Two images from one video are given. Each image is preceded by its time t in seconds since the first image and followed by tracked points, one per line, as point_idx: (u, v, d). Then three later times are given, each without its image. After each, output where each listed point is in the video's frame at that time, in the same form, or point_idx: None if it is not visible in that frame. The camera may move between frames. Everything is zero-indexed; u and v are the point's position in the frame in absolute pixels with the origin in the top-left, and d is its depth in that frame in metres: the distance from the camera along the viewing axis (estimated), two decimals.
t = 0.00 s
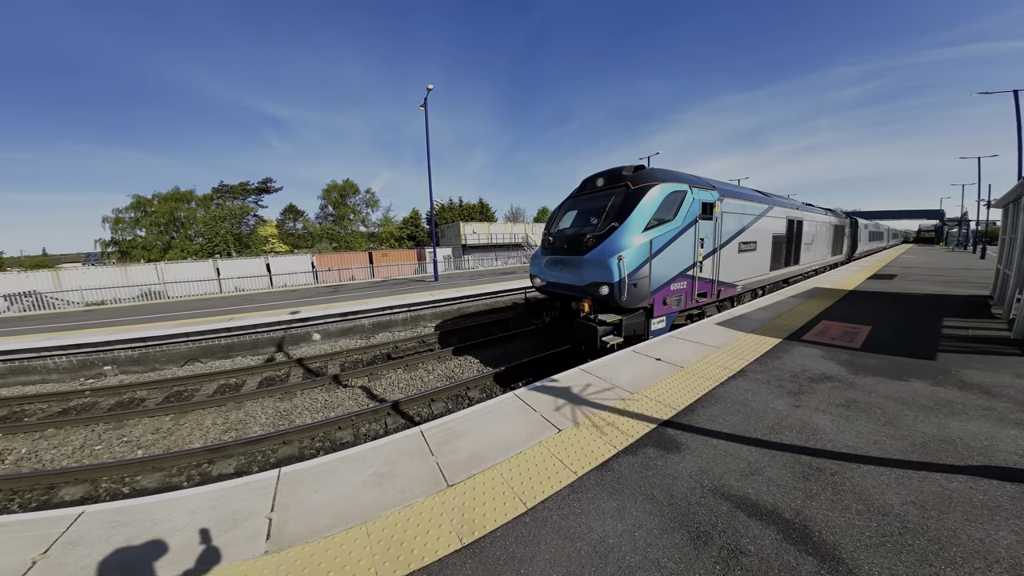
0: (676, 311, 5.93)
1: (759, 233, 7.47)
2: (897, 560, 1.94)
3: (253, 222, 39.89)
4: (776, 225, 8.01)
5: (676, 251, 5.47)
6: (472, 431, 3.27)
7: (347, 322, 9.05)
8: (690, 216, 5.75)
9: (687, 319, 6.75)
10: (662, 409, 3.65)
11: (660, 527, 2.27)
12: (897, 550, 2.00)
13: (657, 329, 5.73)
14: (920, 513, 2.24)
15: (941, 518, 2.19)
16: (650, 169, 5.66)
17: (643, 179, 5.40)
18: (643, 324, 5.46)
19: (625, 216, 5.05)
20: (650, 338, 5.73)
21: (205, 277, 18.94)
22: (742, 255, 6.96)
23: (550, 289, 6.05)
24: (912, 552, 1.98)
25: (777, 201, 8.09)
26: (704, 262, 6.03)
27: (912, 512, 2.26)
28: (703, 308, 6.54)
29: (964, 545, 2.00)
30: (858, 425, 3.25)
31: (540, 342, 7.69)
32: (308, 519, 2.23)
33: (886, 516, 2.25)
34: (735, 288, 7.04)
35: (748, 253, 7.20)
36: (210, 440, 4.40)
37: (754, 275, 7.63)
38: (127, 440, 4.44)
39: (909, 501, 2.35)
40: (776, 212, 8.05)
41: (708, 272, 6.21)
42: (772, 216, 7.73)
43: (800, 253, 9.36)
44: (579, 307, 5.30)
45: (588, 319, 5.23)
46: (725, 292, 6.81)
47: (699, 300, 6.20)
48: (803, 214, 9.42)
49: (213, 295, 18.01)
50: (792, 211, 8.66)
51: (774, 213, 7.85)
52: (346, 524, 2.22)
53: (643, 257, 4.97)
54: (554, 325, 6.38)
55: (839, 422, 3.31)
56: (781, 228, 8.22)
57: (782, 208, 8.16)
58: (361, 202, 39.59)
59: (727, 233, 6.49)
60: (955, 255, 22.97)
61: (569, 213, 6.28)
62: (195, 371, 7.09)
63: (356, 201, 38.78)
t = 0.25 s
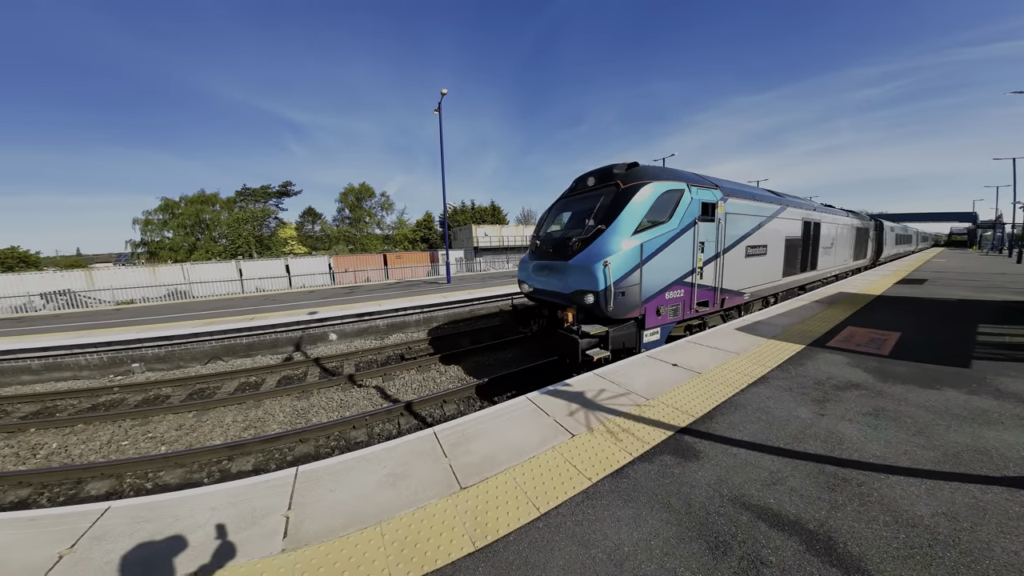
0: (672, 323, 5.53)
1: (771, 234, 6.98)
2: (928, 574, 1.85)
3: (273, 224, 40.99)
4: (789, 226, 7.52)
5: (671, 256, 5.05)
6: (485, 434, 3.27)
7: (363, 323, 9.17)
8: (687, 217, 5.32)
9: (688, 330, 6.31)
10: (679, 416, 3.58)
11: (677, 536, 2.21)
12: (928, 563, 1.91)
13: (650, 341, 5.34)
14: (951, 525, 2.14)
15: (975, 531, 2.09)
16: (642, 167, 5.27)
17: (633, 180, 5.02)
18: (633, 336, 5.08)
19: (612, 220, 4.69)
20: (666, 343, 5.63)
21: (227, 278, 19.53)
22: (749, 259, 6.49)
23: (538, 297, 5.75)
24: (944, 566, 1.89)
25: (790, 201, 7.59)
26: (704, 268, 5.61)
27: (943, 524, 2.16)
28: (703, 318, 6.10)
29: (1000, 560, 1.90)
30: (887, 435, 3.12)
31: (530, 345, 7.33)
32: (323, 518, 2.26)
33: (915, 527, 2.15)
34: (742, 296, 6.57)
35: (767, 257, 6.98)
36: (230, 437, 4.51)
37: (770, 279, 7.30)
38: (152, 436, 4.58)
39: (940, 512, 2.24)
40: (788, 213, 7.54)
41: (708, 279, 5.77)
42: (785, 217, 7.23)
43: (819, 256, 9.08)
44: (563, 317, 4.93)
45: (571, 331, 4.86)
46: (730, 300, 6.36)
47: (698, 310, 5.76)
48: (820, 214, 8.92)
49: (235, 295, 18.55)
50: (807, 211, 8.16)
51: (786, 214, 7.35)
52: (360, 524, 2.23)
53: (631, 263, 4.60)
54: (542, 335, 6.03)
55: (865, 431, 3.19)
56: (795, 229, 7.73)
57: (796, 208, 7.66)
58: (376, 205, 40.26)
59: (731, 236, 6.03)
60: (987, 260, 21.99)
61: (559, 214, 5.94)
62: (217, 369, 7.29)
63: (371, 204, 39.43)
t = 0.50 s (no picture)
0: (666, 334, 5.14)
1: (785, 237, 6.51)
2: None
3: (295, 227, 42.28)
4: (806, 229, 7.04)
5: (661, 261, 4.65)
6: (498, 437, 3.26)
7: (380, 323, 9.32)
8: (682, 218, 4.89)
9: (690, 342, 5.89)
10: (697, 424, 3.49)
11: (694, 545, 2.15)
12: None
13: (641, 354, 4.98)
14: (989, 539, 2.02)
15: (1014, 547, 1.96)
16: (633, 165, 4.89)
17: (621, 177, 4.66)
18: (619, 348, 4.74)
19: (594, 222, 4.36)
20: (684, 350, 5.50)
21: (252, 278, 20.24)
22: (758, 264, 6.02)
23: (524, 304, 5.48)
24: None
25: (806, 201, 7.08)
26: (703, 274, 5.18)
27: (979, 538, 2.04)
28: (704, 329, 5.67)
29: None
30: (921, 446, 2.96)
31: (519, 352, 6.99)
32: (339, 515, 2.29)
33: (949, 542, 2.04)
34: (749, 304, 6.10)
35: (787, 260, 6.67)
36: (252, 433, 4.65)
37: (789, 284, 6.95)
38: (179, 431, 4.76)
39: (977, 526, 2.12)
40: (804, 214, 7.04)
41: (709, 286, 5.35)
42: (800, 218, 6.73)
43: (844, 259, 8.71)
44: (542, 327, 4.64)
45: (550, 342, 4.57)
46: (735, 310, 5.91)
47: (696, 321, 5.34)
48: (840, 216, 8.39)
49: (259, 295, 19.21)
50: (826, 213, 7.66)
51: (802, 215, 6.86)
52: (375, 523, 2.26)
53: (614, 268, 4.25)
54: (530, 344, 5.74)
55: (896, 441, 3.04)
56: (813, 231, 7.23)
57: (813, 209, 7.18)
58: (394, 208, 41.05)
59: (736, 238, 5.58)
60: None
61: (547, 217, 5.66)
62: (241, 367, 7.53)
63: (388, 207, 40.16)
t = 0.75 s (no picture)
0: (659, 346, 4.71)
1: (804, 238, 5.99)
2: None
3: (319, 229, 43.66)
4: (829, 229, 6.50)
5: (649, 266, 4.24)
6: (515, 438, 3.25)
7: (399, 322, 9.49)
8: (676, 218, 4.45)
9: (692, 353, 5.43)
10: (721, 431, 3.38)
11: (716, 554, 2.08)
12: None
13: (630, 367, 4.57)
14: None
15: None
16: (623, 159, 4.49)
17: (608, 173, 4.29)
18: (603, 361, 4.34)
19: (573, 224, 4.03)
20: (706, 355, 5.34)
21: (279, 277, 21.03)
22: (770, 268, 5.52)
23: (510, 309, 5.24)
24: None
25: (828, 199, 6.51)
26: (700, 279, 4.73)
27: None
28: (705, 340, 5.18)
29: None
30: (965, 456, 2.78)
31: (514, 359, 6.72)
32: (359, 510, 2.34)
33: (996, 559, 1.91)
34: (759, 313, 5.59)
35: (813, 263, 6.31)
36: (278, 426, 4.81)
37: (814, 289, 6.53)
38: (210, 424, 4.98)
39: None
40: (826, 214, 6.49)
41: (712, 293, 4.90)
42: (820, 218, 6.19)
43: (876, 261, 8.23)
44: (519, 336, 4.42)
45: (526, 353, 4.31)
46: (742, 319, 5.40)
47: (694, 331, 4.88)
48: (868, 215, 7.77)
49: (286, 293, 19.93)
50: (853, 212, 7.09)
51: (823, 214, 6.31)
52: (394, 518, 2.30)
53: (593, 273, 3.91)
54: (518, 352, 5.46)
55: (937, 451, 2.87)
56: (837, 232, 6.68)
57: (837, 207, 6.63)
58: (413, 210, 41.82)
59: (743, 239, 5.09)
60: None
61: (536, 215, 5.33)
62: (269, 362, 7.83)
63: (408, 208, 40.83)
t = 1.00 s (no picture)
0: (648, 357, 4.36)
1: (828, 238, 5.48)
2: None
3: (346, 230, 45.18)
4: (857, 229, 5.95)
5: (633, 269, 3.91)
6: (534, 438, 3.26)
7: (422, 320, 9.68)
8: (667, 217, 4.09)
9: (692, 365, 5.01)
10: (750, 438, 3.26)
11: (741, 563, 2.01)
12: None
13: (612, 380, 4.25)
14: None
15: None
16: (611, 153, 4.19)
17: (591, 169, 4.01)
18: (578, 374, 4.06)
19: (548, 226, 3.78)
20: (733, 360, 5.13)
21: (309, 276, 21.91)
22: (783, 272, 5.06)
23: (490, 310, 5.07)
24: None
25: (855, 195, 5.94)
26: (695, 285, 4.33)
27: None
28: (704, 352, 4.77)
29: None
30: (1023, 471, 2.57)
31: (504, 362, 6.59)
32: (383, 502, 2.41)
33: None
34: (770, 322, 5.11)
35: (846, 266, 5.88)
36: (307, 419, 5.02)
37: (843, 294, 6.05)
38: (245, 415, 5.25)
39: None
40: (854, 211, 5.92)
41: (711, 300, 4.51)
42: (847, 216, 5.64)
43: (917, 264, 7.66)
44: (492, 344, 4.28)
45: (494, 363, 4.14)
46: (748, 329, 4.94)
47: (688, 342, 4.48)
48: (904, 214, 7.12)
49: (315, 291, 20.74)
50: (886, 210, 6.49)
51: (851, 212, 5.75)
52: (415, 512, 2.35)
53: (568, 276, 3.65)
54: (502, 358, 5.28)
55: (990, 466, 2.67)
56: (866, 232, 6.12)
57: (867, 205, 6.07)
58: (436, 211, 42.56)
59: (749, 239, 4.64)
60: None
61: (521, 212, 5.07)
62: (300, 358, 8.17)
63: (430, 210, 41.59)
